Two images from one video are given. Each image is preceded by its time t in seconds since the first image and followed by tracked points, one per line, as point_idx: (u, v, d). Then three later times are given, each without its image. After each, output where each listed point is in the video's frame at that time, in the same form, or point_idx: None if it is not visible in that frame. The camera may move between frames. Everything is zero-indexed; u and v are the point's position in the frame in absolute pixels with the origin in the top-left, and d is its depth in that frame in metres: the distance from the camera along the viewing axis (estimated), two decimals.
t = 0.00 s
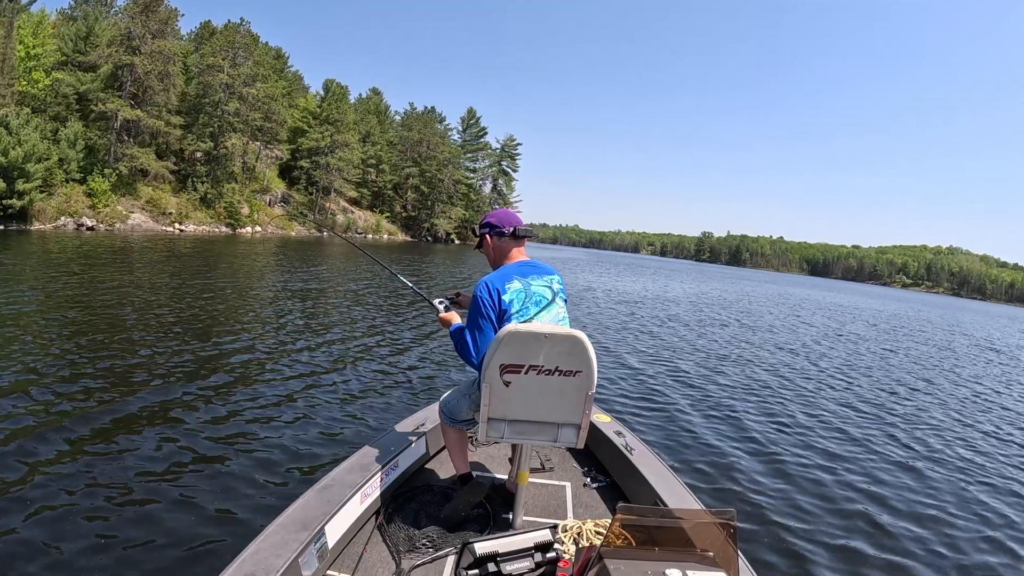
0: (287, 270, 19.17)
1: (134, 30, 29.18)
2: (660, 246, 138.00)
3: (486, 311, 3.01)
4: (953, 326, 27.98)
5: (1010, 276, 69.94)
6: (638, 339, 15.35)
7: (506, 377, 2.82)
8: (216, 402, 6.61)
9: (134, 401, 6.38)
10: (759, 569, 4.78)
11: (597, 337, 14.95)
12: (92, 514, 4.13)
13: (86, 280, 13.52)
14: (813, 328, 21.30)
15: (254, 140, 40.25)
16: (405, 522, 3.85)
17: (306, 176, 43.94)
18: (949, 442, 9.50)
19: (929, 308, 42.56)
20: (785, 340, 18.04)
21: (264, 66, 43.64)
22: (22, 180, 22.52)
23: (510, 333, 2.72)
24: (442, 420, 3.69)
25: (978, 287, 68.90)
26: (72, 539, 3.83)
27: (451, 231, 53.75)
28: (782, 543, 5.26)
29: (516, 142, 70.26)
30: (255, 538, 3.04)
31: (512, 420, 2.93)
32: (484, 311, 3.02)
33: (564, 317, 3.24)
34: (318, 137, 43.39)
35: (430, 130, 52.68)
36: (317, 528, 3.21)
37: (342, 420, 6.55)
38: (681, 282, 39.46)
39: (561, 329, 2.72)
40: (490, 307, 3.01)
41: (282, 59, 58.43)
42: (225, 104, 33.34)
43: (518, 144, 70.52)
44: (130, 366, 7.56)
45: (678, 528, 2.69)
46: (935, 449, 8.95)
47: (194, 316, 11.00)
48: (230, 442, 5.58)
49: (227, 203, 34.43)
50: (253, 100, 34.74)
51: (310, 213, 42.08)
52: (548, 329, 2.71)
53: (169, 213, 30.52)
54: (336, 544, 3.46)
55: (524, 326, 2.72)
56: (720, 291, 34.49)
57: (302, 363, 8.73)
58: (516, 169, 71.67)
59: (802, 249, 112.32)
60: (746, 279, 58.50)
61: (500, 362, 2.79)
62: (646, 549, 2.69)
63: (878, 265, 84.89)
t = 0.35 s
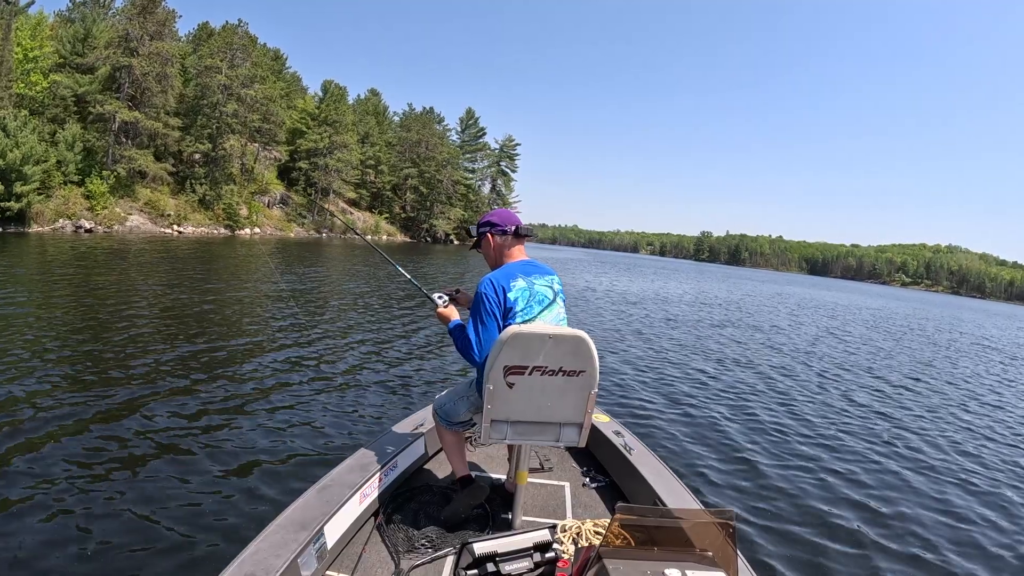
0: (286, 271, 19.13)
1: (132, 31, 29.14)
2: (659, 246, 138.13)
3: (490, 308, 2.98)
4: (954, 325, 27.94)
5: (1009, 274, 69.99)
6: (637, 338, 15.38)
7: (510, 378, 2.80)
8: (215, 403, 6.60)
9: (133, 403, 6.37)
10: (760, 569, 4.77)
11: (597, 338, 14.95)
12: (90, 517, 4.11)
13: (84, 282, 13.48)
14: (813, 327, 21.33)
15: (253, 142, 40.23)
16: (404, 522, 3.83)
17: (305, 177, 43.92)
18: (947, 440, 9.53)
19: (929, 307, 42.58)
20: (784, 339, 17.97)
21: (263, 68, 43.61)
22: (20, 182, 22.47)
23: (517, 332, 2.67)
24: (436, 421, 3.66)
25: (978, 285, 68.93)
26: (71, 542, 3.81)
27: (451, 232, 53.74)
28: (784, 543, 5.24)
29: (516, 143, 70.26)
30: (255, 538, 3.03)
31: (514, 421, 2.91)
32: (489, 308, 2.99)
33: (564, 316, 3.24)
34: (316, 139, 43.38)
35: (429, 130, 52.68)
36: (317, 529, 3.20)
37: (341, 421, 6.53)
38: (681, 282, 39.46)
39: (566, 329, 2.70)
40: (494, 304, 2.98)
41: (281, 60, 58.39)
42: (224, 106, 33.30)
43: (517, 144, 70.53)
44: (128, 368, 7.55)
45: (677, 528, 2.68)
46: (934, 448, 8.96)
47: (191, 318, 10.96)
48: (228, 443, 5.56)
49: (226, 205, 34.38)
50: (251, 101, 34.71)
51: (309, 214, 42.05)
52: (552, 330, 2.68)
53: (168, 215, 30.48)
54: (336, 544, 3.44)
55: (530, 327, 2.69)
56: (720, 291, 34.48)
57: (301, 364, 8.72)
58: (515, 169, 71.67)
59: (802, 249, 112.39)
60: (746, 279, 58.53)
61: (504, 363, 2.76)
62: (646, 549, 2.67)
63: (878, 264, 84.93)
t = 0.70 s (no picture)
0: (285, 272, 19.16)
1: (132, 32, 29.10)
2: (659, 245, 138.14)
3: (504, 308, 2.95)
4: (955, 324, 27.92)
5: (1010, 273, 69.98)
6: (637, 338, 15.41)
7: (520, 380, 2.77)
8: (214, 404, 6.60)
9: (132, 403, 6.36)
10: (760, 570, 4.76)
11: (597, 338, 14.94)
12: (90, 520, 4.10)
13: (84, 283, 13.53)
14: (813, 326, 21.34)
15: (253, 142, 40.22)
16: (404, 522, 3.81)
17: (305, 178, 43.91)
18: (946, 438, 9.55)
19: (930, 306, 42.59)
20: (785, 339, 17.92)
21: (263, 69, 43.61)
22: (20, 183, 22.45)
23: (528, 333, 2.64)
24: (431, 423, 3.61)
25: (978, 284, 68.91)
26: (73, 545, 3.80)
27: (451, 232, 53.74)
28: (784, 543, 5.24)
29: (516, 143, 70.26)
30: (254, 538, 3.02)
31: (522, 422, 2.91)
32: (503, 307, 2.95)
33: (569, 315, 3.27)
34: (317, 139, 43.38)
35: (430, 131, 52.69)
36: (317, 529, 3.18)
37: (342, 423, 6.51)
38: (682, 282, 39.47)
39: (575, 330, 2.70)
40: (509, 304, 2.95)
41: (281, 61, 58.39)
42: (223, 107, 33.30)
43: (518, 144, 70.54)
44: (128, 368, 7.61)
45: (678, 528, 2.66)
46: (932, 446, 8.99)
47: (191, 318, 11.02)
48: (229, 445, 5.55)
49: (226, 206, 34.35)
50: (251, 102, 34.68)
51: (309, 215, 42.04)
52: (563, 331, 2.67)
53: (168, 216, 30.45)
54: (336, 544, 3.43)
55: (542, 328, 2.66)
56: (721, 290, 34.49)
57: (298, 364, 8.72)
58: (516, 169, 71.68)
59: (803, 249, 112.39)
60: (747, 278, 58.55)
61: (515, 366, 2.73)
62: (646, 550, 2.66)
63: (879, 263, 84.95)
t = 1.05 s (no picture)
0: (285, 272, 19.15)
1: (132, 32, 29.09)
2: (661, 246, 138.11)
3: (525, 312, 2.97)
4: (957, 325, 27.87)
5: (1012, 274, 69.87)
6: (637, 338, 15.39)
7: (534, 382, 2.76)
8: (208, 403, 6.58)
9: (128, 403, 6.34)
10: (761, 570, 4.75)
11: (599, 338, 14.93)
12: (90, 521, 4.08)
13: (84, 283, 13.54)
14: (815, 327, 21.27)
15: (254, 143, 40.20)
16: (405, 522, 3.80)
17: (306, 178, 43.89)
18: (946, 439, 9.50)
19: (931, 306, 42.55)
20: (786, 340, 17.87)
21: (264, 69, 43.60)
22: (20, 184, 22.41)
23: (545, 334, 2.62)
24: (431, 426, 3.56)
25: (980, 284, 68.82)
26: (71, 545, 3.78)
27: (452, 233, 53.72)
28: (785, 544, 5.23)
29: (517, 143, 70.23)
30: (254, 538, 2.99)
31: (532, 422, 2.91)
32: (525, 312, 2.97)
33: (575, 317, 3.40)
34: (317, 140, 43.35)
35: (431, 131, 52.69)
36: (317, 528, 3.16)
37: (342, 424, 6.48)
38: (683, 283, 39.45)
39: (588, 331, 2.72)
40: (530, 309, 2.98)
41: (281, 61, 58.35)
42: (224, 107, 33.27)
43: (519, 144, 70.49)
44: (124, 367, 7.59)
45: (677, 528, 2.65)
46: (933, 447, 8.94)
47: (191, 318, 11.03)
48: (228, 445, 5.53)
49: (227, 206, 34.32)
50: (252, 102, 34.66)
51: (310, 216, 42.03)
52: (576, 332, 2.68)
53: (168, 216, 30.43)
54: (336, 544, 3.41)
55: (558, 329, 2.66)
56: (723, 291, 34.50)
57: (296, 364, 8.70)
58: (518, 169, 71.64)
59: (804, 249, 112.31)
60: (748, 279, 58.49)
61: (530, 367, 2.70)
62: (646, 550, 2.64)
63: (881, 264, 84.90)
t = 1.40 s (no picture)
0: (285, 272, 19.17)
1: (132, 32, 29.05)
2: (661, 246, 138.07)
3: (534, 321, 3.04)
4: (958, 326, 27.83)
5: (1012, 275, 69.89)
6: (636, 339, 15.39)
7: (548, 387, 2.94)
8: (192, 403, 6.54)
9: (129, 403, 6.35)
10: (761, 571, 4.73)
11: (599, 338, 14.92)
12: (88, 521, 4.06)
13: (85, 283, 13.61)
14: (815, 328, 21.25)
15: (254, 143, 40.19)
16: (404, 522, 3.80)
17: (306, 179, 43.90)
18: (945, 439, 9.48)
19: (931, 306, 42.53)
20: (786, 341, 17.84)
21: (264, 70, 43.54)
22: (20, 184, 22.40)
23: (559, 339, 2.79)
24: (431, 434, 3.52)
25: (980, 285, 68.81)
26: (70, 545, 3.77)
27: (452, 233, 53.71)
28: (785, 545, 5.22)
29: (518, 144, 70.23)
30: (254, 538, 2.99)
31: (543, 425, 3.10)
32: (534, 320, 3.05)
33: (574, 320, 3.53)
34: (318, 140, 43.33)
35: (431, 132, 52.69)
36: (317, 528, 3.15)
37: (341, 425, 6.46)
38: (683, 283, 39.44)
39: (597, 333, 2.94)
40: (540, 317, 3.05)
41: (281, 62, 58.32)
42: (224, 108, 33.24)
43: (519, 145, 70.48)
44: (114, 366, 7.60)
45: (677, 529, 2.64)
46: (931, 447, 8.92)
47: (188, 318, 11.04)
48: (227, 445, 5.52)
49: (227, 207, 34.33)
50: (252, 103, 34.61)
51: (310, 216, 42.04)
52: (588, 336, 2.89)
53: (168, 217, 30.43)
54: (336, 544, 3.40)
55: (572, 335, 2.85)
56: (723, 291, 34.49)
57: (294, 364, 8.71)
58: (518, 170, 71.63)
59: (805, 250, 112.31)
60: (748, 280, 58.52)
61: (545, 374, 2.87)
62: (646, 551, 2.64)
63: (881, 264, 84.94)
